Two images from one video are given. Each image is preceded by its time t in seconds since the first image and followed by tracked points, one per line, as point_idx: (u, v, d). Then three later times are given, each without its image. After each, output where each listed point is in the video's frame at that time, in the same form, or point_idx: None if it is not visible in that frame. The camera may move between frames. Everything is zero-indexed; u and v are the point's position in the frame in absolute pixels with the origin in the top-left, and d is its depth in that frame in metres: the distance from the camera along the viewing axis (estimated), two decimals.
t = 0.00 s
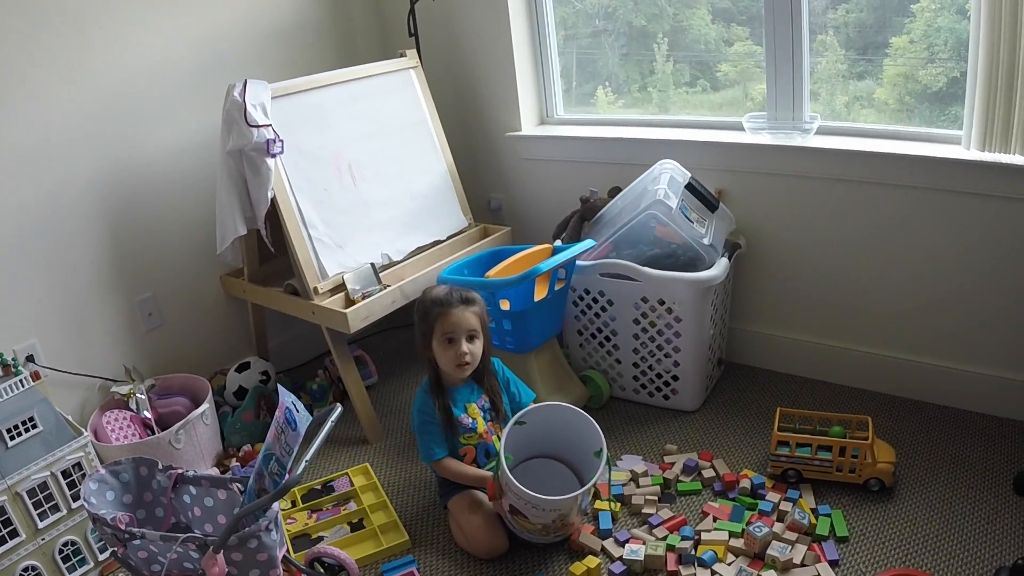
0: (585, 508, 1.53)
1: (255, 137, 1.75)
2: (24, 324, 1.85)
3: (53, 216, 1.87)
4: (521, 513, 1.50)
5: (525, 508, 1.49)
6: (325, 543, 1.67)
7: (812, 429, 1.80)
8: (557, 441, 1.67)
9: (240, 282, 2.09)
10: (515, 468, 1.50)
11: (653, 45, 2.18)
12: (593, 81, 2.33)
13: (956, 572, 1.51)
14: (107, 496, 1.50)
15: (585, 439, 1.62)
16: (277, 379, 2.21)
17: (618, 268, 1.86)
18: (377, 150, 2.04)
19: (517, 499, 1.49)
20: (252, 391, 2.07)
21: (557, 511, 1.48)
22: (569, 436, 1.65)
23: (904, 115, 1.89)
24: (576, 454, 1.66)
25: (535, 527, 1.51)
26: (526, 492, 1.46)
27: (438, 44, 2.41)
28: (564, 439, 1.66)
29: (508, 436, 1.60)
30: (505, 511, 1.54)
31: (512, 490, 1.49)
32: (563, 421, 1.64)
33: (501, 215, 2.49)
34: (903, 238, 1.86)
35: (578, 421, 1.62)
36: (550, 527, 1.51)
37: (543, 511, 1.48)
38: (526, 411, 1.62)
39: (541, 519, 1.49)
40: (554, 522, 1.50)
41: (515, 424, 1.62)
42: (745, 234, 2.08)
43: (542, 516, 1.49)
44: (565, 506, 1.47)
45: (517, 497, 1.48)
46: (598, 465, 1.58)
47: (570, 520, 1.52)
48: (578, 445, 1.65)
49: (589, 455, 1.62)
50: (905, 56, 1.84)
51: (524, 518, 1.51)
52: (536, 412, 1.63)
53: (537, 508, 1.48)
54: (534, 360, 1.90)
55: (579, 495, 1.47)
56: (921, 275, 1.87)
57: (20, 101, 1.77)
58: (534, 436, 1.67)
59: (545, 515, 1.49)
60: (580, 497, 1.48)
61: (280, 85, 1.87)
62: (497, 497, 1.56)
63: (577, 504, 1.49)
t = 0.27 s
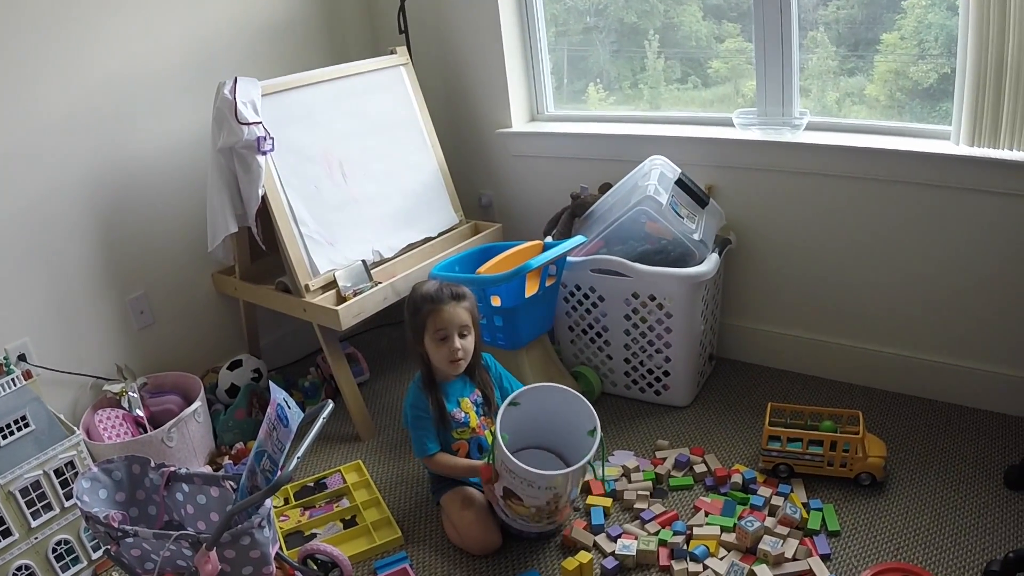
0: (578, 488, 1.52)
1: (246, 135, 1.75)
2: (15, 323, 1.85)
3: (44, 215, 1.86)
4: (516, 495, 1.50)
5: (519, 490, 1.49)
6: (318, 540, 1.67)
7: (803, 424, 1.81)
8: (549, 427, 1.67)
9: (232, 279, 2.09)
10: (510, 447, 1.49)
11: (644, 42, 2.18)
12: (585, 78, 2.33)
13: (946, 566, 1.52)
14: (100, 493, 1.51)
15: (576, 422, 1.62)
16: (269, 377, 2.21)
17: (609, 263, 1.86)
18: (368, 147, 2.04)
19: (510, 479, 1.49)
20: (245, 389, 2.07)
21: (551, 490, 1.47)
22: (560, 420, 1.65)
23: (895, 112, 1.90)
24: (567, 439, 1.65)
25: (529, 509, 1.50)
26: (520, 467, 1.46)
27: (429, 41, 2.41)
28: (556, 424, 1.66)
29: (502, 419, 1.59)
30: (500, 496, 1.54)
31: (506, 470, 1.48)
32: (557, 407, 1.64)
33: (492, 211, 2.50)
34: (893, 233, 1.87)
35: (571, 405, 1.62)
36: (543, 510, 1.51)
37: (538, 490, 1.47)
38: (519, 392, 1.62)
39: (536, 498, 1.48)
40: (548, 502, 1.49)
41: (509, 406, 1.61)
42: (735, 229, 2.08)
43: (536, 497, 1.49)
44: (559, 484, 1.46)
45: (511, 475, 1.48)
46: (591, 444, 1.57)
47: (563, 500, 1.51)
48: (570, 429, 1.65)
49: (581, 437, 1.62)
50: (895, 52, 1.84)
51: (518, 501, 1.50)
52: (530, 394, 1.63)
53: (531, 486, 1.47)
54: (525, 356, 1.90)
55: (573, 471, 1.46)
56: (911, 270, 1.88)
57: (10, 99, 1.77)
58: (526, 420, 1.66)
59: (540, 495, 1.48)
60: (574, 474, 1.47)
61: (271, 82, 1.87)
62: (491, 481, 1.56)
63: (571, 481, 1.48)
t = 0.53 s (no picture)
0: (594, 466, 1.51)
1: (252, 141, 1.75)
2: (22, 328, 1.85)
3: (51, 220, 1.87)
4: (534, 472, 1.48)
5: (539, 464, 1.46)
6: (324, 546, 1.67)
7: (810, 431, 1.80)
8: (562, 413, 1.60)
9: (238, 285, 2.09)
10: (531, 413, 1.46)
11: (649, 48, 2.18)
12: (590, 83, 2.33)
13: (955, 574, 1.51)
14: (106, 500, 1.51)
15: (591, 400, 1.57)
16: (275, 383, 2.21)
17: (616, 270, 1.86)
18: (374, 153, 2.04)
19: (530, 449, 1.45)
20: (251, 395, 2.07)
21: (572, 458, 1.44)
22: (574, 402, 1.59)
23: (901, 117, 1.90)
24: (580, 423, 1.59)
25: (543, 489, 1.50)
26: (543, 430, 1.42)
27: (435, 46, 2.41)
28: (568, 408, 1.60)
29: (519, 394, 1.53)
30: (512, 480, 1.52)
31: (526, 439, 1.45)
32: (571, 386, 1.58)
33: (498, 217, 2.49)
34: (900, 240, 1.87)
35: (587, 385, 1.56)
36: (558, 492, 1.50)
37: (559, 459, 1.44)
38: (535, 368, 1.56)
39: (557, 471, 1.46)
40: (566, 477, 1.48)
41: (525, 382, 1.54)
42: (742, 236, 2.08)
43: (556, 469, 1.45)
44: (580, 450, 1.44)
45: (531, 446, 1.45)
46: (606, 419, 1.53)
47: (580, 475, 1.49)
48: (583, 411, 1.59)
49: (596, 416, 1.57)
50: (901, 58, 1.84)
51: (535, 481, 1.49)
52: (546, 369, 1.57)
53: (552, 455, 1.44)
54: (532, 363, 1.90)
55: (595, 435, 1.43)
56: (918, 277, 1.88)
57: (17, 105, 1.77)
58: (539, 404, 1.59)
59: (560, 466, 1.45)
60: (595, 439, 1.44)
61: (277, 88, 1.87)
62: (503, 451, 1.53)
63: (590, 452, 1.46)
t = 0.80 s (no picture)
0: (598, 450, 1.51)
1: (256, 136, 1.75)
2: (26, 323, 1.86)
3: (55, 215, 1.87)
4: (539, 461, 1.49)
5: (544, 451, 1.47)
6: (328, 542, 1.67)
7: (813, 428, 1.80)
8: (566, 401, 1.59)
9: (242, 281, 2.09)
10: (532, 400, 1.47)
11: (654, 45, 2.18)
12: (594, 80, 2.33)
13: (958, 572, 1.51)
14: (110, 494, 1.51)
15: (592, 385, 1.56)
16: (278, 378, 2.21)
17: (620, 266, 1.86)
18: (378, 149, 2.04)
19: (533, 437, 1.46)
20: (254, 390, 2.07)
21: (576, 443, 1.45)
22: (575, 388, 1.58)
23: (905, 115, 1.89)
24: (583, 409, 1.58)
25: (549, 477, 1.50)
26: (544, 416, 1.43)
27: (438, 42, 2.41)
28: (571, 396, 1.59)
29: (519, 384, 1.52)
30: (518, 472, 1.53)
31: (529, 427, 1.46)
32: (572, 373, 1.58)
33: (502, 213, 2.49)
34: (904, 238, 1.86)
35: (587, 371, 1.56)
36: (563, 479, 1.51)
37: (563, 444, 1.45)
38: (533, 357, 1.55)
39: (559, 456, 1.47)
40: (570, 463, 1.48)
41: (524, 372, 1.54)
42: (746, 233, 2.08)
43: (561, 455, 1.46)
44: (583, 434, 1.44)
45: (534, 433, 1.46)
46: (607, 402, 1.52)
47: (585, 459, 1.50)
48: (585, 396, 1.58)
49: (596, 399, 1.56)
50: (905, 55, 1.84)
51: (541, 470, 1.50)
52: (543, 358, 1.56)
53: (556, 441, 1.45)
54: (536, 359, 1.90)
55: (597, 418, 1.44)
56: (922, 275, 1.88)
57: (21, 101, 1.77)
58: (543, 394, 1.59)
59: (565, 451, 1.46)
60: (597, 421, 1.44)
61: (281, 84, 1.87)
62: (507, 441, 1.54)
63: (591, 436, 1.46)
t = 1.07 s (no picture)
0: (582, 437, 1.52)
1: (248, 134, 1.75)
2: (18, 321, 1.85)
3: (48, 213, 1.87)
4: (527, 451, 1.49)
5: (531, 441, 1.47)
6: (320, 538, 1.68)
7: (804, 424, 1.81)
8: (548, 389, 1.62)
9: (234, 278, 2.09)
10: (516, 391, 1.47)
11: (647, 42, 2.18)
12: (587, 78, 2.33)
13: (948, 567, 1.52)
14: (102, 492, 1.52)
15: (574, 372, 1.58)
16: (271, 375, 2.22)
17: (612, 263, 1.86)
18: (370, 147, 2.04)
19: (519, 428, 1.46)
20: (246, 388, 2.07)
21: (561, 431, 1.45)
22: (559, 377, 1.60)
23: (898, 112, 1.90)
24: (566, 396, 1.60)
25: (538, 468, 1.51)
26: (528, 406, 1.43)
27: (431, 40, 2.41)
28: (553, 384, 1.61)
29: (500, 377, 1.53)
30: (506, 464, 1.54)
31: (514, 419, 1.46)
32: (553, 361, 1.60)
33: (494, 210, 2.50)
34: (895, 234, 1.87)
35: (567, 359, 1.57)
36: (552, 469, 1.51)
37: (549, 433, 1.45)
38: (513, 350, 1.56)
39: (546, 445, 1.47)
40: (558, 453, 1.49)
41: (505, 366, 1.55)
42: (737, 229, 2.08)
43: (548, 444, 1.46)
44: (567, 422, 1.45)
45: (520, 424, 1.46)
46: (588, 387, 1.54)
47: (571, 447, 1.50)
48: (567, 383, 1.60)
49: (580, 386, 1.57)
50: (898, 53, 1.84)
51: (529, 461, 1.50)
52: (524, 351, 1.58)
53: (542, 431, 1.45)
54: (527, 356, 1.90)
55: (580, 405, 1.45)
56: (913, 271, 1.88)
57: (13, 98, 1.77)
58: (526, 385, 1.61)
59: (551, 441, 1.46)
60: (580, 408, 1.45)
61: (274, 81, 1.87)
62: (493, 435, 1.57)
63: (576, 423, 1.47)
